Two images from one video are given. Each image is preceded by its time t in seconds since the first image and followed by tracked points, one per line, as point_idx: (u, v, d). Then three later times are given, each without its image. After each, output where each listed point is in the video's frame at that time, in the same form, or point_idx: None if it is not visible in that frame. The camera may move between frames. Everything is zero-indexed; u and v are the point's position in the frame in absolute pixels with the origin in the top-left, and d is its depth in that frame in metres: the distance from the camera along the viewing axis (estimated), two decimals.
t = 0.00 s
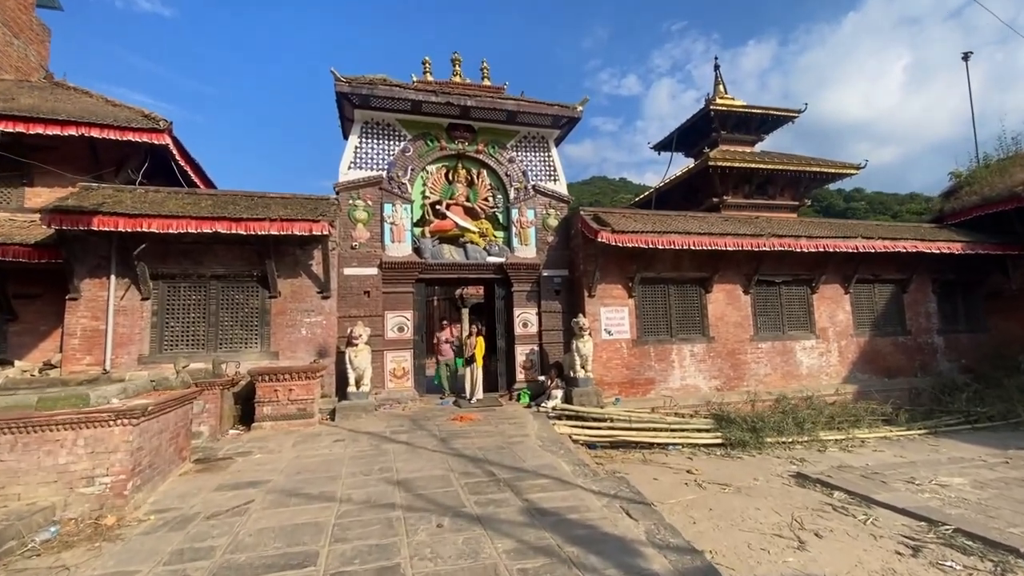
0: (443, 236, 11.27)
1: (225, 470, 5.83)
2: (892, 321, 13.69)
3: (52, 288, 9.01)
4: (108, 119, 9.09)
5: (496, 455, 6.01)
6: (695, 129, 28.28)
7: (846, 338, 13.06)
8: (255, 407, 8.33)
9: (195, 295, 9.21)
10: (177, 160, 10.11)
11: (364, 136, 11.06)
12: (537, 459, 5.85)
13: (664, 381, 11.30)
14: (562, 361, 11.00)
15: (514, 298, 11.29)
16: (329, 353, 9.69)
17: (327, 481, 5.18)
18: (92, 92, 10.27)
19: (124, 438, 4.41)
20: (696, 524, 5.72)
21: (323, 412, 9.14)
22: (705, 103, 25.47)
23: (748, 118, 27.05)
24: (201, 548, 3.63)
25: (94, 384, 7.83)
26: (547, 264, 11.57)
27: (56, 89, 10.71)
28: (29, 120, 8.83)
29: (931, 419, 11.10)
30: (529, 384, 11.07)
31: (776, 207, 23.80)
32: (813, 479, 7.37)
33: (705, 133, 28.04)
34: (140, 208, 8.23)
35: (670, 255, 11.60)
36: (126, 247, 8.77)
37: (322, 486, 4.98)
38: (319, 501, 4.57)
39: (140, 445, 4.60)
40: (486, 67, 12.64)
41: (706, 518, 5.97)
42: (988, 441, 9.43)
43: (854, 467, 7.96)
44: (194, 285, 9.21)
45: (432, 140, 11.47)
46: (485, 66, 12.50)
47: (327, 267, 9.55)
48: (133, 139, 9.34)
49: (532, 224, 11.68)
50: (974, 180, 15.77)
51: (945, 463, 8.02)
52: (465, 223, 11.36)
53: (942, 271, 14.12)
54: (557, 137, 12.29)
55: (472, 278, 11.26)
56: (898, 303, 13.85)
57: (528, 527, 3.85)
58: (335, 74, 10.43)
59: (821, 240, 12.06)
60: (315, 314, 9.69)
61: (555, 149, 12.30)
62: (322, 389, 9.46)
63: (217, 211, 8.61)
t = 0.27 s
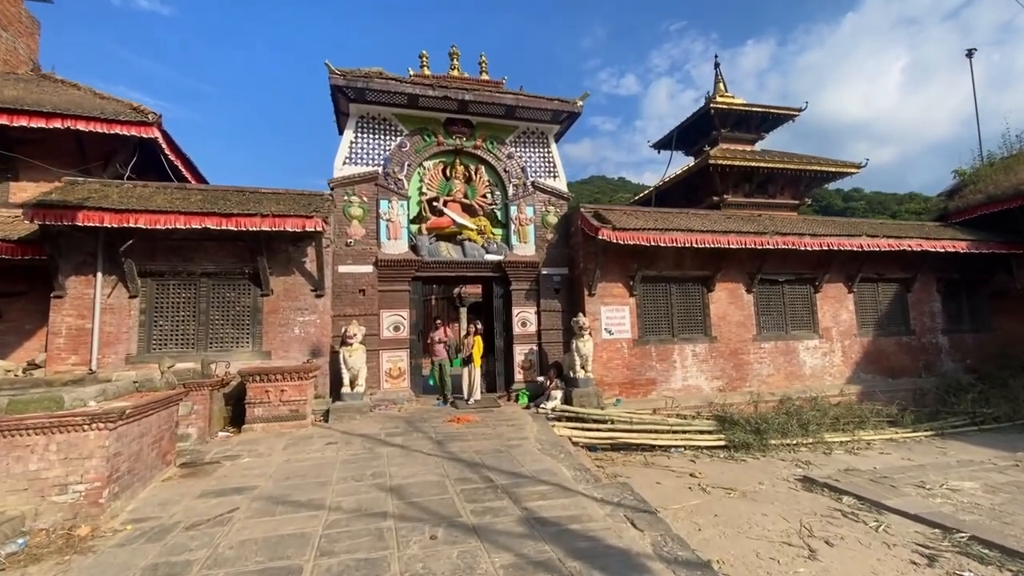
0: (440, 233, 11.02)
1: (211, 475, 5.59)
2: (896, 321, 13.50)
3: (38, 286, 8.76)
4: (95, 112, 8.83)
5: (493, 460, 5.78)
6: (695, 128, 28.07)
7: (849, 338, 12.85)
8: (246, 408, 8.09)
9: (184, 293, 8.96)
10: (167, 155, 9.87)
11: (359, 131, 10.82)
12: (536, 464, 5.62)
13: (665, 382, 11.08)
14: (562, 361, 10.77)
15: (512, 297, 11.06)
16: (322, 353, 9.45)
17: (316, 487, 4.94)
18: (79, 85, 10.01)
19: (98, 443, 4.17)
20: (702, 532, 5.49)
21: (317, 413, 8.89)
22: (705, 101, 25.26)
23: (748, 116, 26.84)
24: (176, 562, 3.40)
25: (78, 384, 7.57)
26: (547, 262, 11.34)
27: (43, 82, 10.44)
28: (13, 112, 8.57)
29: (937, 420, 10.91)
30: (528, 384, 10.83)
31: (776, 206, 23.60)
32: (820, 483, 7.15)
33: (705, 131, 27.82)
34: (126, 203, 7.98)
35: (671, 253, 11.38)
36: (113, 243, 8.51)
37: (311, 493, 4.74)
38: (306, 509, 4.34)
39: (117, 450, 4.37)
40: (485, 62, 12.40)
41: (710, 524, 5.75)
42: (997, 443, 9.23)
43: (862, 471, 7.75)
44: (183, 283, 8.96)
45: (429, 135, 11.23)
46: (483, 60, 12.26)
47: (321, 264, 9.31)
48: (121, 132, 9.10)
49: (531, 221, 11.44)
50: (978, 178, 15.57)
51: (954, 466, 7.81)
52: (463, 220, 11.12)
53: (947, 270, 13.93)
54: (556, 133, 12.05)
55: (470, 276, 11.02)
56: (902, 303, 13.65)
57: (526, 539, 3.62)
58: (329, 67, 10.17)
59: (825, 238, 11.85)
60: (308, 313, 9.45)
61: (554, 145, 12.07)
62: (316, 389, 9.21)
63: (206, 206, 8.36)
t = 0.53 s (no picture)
0: (438, 231, 10.78)
1: (197, 481, 5.35)
2: (901, 322, 13.30)
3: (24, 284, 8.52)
4: (83, 105, 8.60)
5: (492, 466, 5.55)
6: (695, 127, 27.87)
7: (854, 339, 12.65)
8: (237, 410, 7.86)
9: (175, 291, 8.73)
10: (158, 150, 9.64)
11: (356, 127, 10.60)
12: (537, 470, 5.40)
13: (668, 383, 10.87)
14: (562, 362, 10.56)
15: (512, 297, 10.84)
16: (317, 354, 9.22)
17: (307, 494, 4.70)
18: (69, 78, 9.77)
19: (74, 450, 3.95)
20: (709, 540, 5.27)
21: (311, 415, 8.66)
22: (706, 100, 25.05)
23: (748, 116, 26.65)
24: None
25: (64, 385, 7.33)
26: (547, 261, 11.12)
27: (31, 75, 10.20)
28: None
29: (944, 423, 10.71)
30: (527, 386, 10.61)
31: (777, 205, 23.40)
32: (829, 488, 6.94)
33: (705, 131, 27.63)
34: (115, 199, 7.75)
35: (674, 252, 11.17)
36: (101, 240, 8.27)
37: (300, 501, 4.50)
38: (294, 519, 4.11)
39: (95, 456, 4.15)
40: (484, 57, 12.18)
41: (718, 531, 5.53)
42: (1007, 447, 9.03)
43: (871, 475, 7.54)
44: (174, 282, 8.73)
45: (427, 132, 11.00)
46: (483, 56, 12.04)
47: (316, 263, 9.08)
48: (110, 127, 8.87)
49: (531, 219, 11.22)
50: (983, 177, 15.38)
51: (966, 470, 7.60)
52: (461, 218, 10.90)
53: (952, 270, 13.74)
54: (557, 130, 11.83)
55: (469, 275, 10.80)
56: (907, 303, 13.46)
57: (528, 553, 3.39)
58: (325, 60, 9.93)
59: (830, 237, 11.64)
60: (303, 312, 9.22)
61: (555, 142, 11.85)
62: (310, 391, 8.98)
63: (197, 203, 8.13)
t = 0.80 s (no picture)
0: (437, 229, 10.53)
1: (183, 488, 5.10)
2: (908, 323, 13.07)
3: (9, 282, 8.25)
4: (71, 98, 8.34)
5: (492, 473, 5.30)
6: (696, 127, 27.66)
7: (860, 340, 12.41)
8: (228, 413, 7.61)
9: (166, 290, 8.47)
10: (149, 145, 9.38)
11: (353, 122, 10.35)
12: (539, 477, 5.15)
13: (671, 386, 10.62)
14: (563, 363, 10.31)
15: (512, 297, 10.59)
16: (312, 355, 8.96)
17: (297, 504, 4.45)
18: (57, 72, 9.51)
19: (47, 458, 3.71)
20: (720, 551, 5.03)
21: (306, 418, 8.40)
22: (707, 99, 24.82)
23: (750, 115, 26.44)
24: None
25: (48, 387, 7.07)
26: (548, 261, 10.88)
27: (19, 69, 9.93)
28: None
29: (954, 426, 10.48)
30: (528, 388, 10.36)
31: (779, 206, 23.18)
32: (842, 495, 6.69)
33: (706, 131, 27.41)
34: (102, 194, 7.49)
35: (677, 251, 10.93)
36: (89, 237, 8.01)
37: (289, 512, 4.25)
38: (282, 531, 3.86)
39: (71, 464, 3.90)
40: (484, 52, 11.93)
41: (729, 542, 5.29)
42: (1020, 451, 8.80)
43: (883, 481, 7.29)
44: (165, 280, 8.46)
45: (426, 128, 10.76)
46: (482, 50, 11.79)
47: (311, 261, 8.83)
48: (99, 121, 8.60)
49: (532, 217, 10.98)
50: (990, 176, 15.16)
51: (981, 476, 7.37)
52: (461, 216, 10.65)
53: (959, 270, 13.52)
54: (558, 126, 11.60)
55: (468, 274, 10.55)
56: (914, 304, 13.23)
57: (533, 570, 3.14)
58: (321, 53, 9.67)
59: (837, 236, 11.41)
60: (298, 312, 8.97)
61: (556, 139, 11.61)
62: (305, 393, 8.73)
63: (188, 198, 7.88)
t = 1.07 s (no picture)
0: (436, 229, 10.31)
1: (168, 498, 4.86)
2: (915, 325, 12.84)
3: None
4: (60, 93, 8.10)
5: (494, 482, 5.06)
6: (697, 128, 27.46)
7: (867, 343, 12.19)
8: (220, 417, 7.36)
9: (156, 291, 8.22)
10: (141, 142, 9.15)
11: (351, 119, 10.13)
12: (543, 487, 4.91)
13: (676, 389, 10.38)
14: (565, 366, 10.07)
15: (513, 298, 10.36)
16: (307, 357, 8.72)
17: (287, 516, 4.21)
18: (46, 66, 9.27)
19: (18, 469, 3.46)
20: (733, 564, 4.79)
21: (300, 423, 8.15)
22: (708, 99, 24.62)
23: (751, 116, 26.24)
24: None
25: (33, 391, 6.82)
26: (550, 261, 10.64)
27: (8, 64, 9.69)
28: None
29: (965, 431, 10.26)
30: (529, 391, 10.11)
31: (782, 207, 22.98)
32: (856, 503, 6.45)
33: (707, 131, 27.21)
34: (90, 191, 7.25)
35: (682, 251, 10.71)
36: (77, 236, 7.77)
37: (278, 525, 4.01)
38: (270, 546, 3.61)
39: (44, 475, 3.66)
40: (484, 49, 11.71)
41: (742, 554, 5.05)
42: None
43: (897, 489, 7.06)
44: (156, 280, 8.21)
45: (425, 125, 10.54)
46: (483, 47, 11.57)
47: (306, 261, 8.59)
48: (89, 116, 8.37)
49: (533, 217, 10.75)
50: (997, 177, 14.95)
51: (998, 484, 7.14)
52: (461, 216, 10.43)
53: (967, 272, 13.30)
54: (560, 124, 11.38)
55: (468, 275, 10.32)
56: (921, 305, 13.01)
57: None
58: (317, 48, 9.44)
59: (844, 236, 11.18)
60: (293, 313, 8.73)
61: (558, 137, 11.39)
62: (300, 396, 8.49)
63: (180, 196, 7.63)
